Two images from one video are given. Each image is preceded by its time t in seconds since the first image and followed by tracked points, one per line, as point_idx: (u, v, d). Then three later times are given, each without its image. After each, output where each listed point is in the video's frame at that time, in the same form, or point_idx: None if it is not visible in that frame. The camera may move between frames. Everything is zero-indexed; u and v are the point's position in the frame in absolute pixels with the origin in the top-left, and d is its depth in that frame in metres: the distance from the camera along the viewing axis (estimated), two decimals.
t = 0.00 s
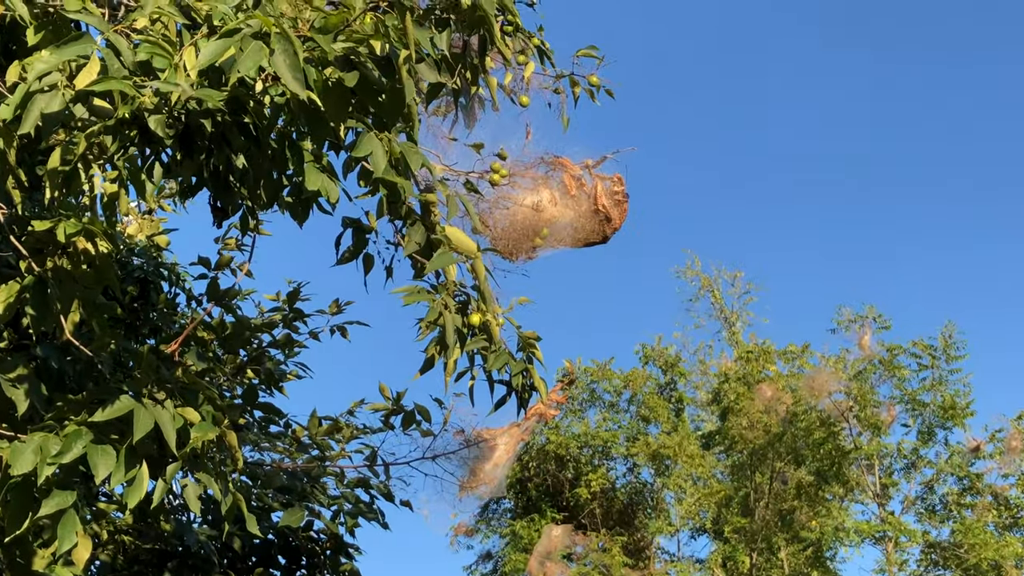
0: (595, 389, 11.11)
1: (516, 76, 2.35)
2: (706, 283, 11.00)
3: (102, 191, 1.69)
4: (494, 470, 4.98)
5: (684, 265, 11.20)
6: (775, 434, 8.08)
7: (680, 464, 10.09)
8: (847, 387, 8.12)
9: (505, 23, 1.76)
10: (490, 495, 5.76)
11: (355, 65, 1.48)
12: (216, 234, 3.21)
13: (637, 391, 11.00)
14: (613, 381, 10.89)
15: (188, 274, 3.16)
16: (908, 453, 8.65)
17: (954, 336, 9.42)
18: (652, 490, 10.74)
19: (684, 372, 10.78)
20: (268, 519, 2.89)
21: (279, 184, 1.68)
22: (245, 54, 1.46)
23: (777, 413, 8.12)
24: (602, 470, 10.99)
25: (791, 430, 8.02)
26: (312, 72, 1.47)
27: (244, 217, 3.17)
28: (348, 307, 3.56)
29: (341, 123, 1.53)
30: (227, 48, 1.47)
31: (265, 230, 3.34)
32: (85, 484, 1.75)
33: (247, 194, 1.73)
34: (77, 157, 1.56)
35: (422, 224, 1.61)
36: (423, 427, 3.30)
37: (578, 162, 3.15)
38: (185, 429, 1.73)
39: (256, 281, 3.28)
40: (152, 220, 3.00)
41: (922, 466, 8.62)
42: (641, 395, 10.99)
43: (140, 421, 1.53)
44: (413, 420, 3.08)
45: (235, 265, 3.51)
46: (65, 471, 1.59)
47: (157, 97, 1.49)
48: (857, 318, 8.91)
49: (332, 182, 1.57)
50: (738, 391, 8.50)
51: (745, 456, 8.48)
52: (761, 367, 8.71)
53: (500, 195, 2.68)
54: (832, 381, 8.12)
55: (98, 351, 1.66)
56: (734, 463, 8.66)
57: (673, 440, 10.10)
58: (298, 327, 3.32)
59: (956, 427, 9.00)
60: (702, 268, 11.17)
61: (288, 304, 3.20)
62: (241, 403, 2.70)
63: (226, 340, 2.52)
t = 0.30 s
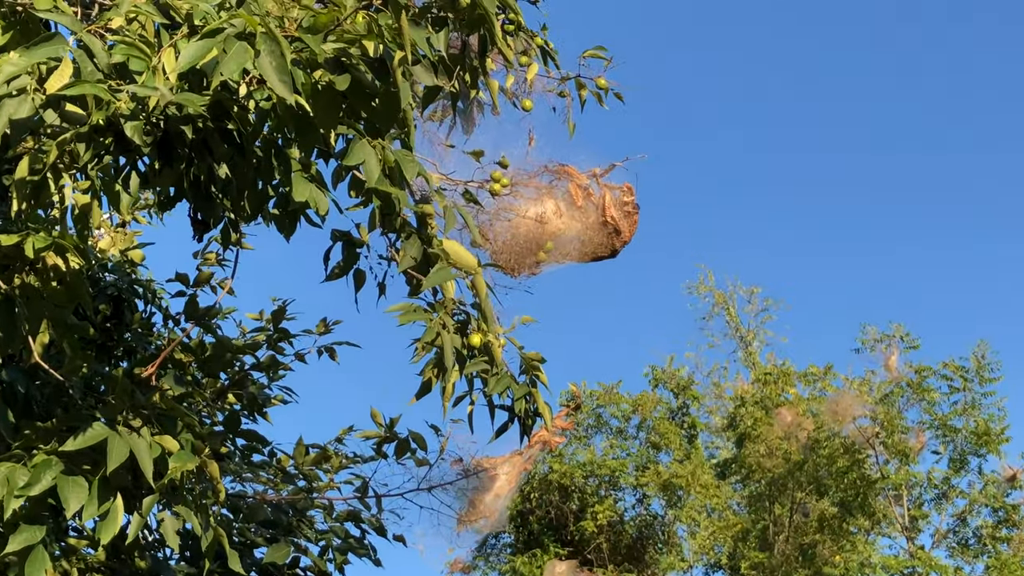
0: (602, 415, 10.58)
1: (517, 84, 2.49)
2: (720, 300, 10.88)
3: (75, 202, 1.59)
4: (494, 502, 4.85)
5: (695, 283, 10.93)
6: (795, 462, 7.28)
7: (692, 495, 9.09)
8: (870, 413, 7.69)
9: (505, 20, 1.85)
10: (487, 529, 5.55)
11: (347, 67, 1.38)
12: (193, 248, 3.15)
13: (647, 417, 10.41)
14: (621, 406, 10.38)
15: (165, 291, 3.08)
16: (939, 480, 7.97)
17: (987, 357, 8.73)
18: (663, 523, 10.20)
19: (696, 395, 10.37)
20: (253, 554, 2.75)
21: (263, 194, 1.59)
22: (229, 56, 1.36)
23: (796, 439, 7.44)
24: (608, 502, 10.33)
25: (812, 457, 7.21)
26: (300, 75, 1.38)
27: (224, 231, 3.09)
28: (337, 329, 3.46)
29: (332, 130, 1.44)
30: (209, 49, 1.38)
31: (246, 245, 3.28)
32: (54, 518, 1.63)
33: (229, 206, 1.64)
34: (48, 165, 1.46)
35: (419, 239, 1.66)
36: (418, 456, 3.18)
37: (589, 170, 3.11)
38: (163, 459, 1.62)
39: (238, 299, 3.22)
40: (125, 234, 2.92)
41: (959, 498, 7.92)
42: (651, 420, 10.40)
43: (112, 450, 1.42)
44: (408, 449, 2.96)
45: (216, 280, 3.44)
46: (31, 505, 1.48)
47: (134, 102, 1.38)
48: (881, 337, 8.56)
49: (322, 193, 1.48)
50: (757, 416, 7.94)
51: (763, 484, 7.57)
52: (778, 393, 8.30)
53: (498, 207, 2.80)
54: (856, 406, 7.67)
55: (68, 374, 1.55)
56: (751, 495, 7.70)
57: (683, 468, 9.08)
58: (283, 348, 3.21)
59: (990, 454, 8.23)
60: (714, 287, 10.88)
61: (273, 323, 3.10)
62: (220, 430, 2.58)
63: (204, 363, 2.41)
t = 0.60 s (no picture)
0: (608, 442, 10.38)
1: (519, 89, 2.64)
2: (734, 320, 10.74)
3: (47, 214, 1.50)
4: (494, 535, 4.76)
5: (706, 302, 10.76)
6: (815, 492, 7.30)
7: (705, 527, 8.98)
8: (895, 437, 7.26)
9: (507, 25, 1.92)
10: (486, 564, 5.37)
11: (339, 70, 1.30)
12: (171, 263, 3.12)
13: (656, 444, 10.17)
14: (629, 433, 10.15)
15: (142, 309, 3.02)
16: (969, 514, 7.57)
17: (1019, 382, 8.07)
18: (672, 555, 9.57)
19: (708, 421, 10.16)
20: None
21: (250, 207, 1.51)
22: (214, 58, 1.27)
23: (815, 469, 7.39)
24: (616, 534, 10.03)
25: (833, 487, 7.20)
26: (289, 79, 1.30)
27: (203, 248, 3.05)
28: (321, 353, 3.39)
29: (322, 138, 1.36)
30: (193, 51, 1.29)
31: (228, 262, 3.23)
32: (23, 553, 1.53)
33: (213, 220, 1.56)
34: (15, 178, 1.38)
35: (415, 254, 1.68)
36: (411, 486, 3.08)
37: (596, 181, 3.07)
38: (142, 489, 1.52)
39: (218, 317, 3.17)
40: (99, 249, 2.85)
41: (987, 531, 7.54)
42: (659, 447, 10.13)
43: (86, 480, 1.32)
44: (402, 478, 2.85)
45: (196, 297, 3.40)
46: None
47: (112, 108, 1.30)
48: (905, 360, 8.24)
49: (312, 205, 1.40)
50: (772, 443, 7.81)
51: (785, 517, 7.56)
52: (796, 418, 8.05)
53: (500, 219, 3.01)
54: (880, 431, 7.26)
55: (40, 400, 1.45)
56: (768, 527, 7.81)
57: (697, 502, 8.97)
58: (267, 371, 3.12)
59: None
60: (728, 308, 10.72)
61: (259, 343, 3.02)
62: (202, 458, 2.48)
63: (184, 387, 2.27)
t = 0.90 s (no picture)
0: (607, 462, 10.32)
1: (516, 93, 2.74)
2: (739, 334, 10.73)
3: (24, 222, 1.44)
4: (490, 557, 4.69)
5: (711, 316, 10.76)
6: (823, 514, 7.59)
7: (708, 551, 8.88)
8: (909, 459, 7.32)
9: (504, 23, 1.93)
10: None
11: (330, 72, 1.25)
12: (152, 271, 3.11)
13: (658, 464, 10.10)
14: (630, 453, 10.08)
15: (121, 320, 3.00)
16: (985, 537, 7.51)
17: None
18: None
19: (713, 440, 10.12)
20: None
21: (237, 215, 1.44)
22: (199, 59, 1.22)
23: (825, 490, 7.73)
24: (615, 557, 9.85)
25: (844, 510, 7.44)
26: (278, 80, 1.24)
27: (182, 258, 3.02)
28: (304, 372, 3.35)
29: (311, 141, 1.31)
30: (177, 51, 1.24)
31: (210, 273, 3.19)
32: None
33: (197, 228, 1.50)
34: None
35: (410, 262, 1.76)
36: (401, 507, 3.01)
37: (599, 187, 3.03)
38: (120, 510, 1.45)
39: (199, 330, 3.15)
40: (76, 258, 2.82)
41: (1004, 555, 7.49)
42: (662, 468, 10.03)
43: (62, 501, 1.25)
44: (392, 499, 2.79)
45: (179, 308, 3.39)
46: None
47: (93, 109, 1.24)
48: (918, 378, 8.27)
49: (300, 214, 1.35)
50: (781, 463, 8.05)
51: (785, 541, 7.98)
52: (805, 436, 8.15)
53: (496, 228, 3.13)
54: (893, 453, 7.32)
55: (13, 418, 1.39)
56: (774, 552, 8.02)
57: (700, 524, 8.91)
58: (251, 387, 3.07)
59: None
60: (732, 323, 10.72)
61: (243, 357, 2.96)
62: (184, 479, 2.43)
63: (164, 403, 2.25)
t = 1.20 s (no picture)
0: (604, 480, 10.26)
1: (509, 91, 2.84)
2: (745, 346, 10.68)
3: None
4: None
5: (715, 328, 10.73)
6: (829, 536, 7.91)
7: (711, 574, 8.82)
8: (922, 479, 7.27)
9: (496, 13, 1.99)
10: None
11: (312, 66, 1.17)
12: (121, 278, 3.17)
13: (657, 483, 10.09)
14: (627, 472, 10.03)
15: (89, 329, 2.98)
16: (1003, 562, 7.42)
17: None
18: None
19: (716, 458, 10.09)
20: None
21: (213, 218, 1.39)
22: (173, 52, 1.14)
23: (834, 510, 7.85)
24: None
25: (854, 533, 7.11)
26: (256, 75, 1.16)
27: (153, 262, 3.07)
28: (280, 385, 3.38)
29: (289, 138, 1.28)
30: (150, 43, 1.16)
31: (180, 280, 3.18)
32: None
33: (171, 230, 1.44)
34: None
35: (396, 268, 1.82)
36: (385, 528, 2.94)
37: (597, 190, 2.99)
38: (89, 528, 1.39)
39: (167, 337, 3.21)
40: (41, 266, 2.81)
41: None
42: (664, 488, 9.99)
43: (24, 521, 1.18)
44: (376, 520, 2.71)
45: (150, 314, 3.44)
46: None
47: (60, 105, 1.17)
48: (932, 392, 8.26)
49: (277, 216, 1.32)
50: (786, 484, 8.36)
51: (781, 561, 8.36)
52: (813, 456, 8.47)
53: (486, 232, 3.11)
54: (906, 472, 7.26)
55: None
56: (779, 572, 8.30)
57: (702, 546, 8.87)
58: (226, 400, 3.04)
59: None
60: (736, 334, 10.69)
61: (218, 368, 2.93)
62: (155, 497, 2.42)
63: (133, 417, 2.23)
